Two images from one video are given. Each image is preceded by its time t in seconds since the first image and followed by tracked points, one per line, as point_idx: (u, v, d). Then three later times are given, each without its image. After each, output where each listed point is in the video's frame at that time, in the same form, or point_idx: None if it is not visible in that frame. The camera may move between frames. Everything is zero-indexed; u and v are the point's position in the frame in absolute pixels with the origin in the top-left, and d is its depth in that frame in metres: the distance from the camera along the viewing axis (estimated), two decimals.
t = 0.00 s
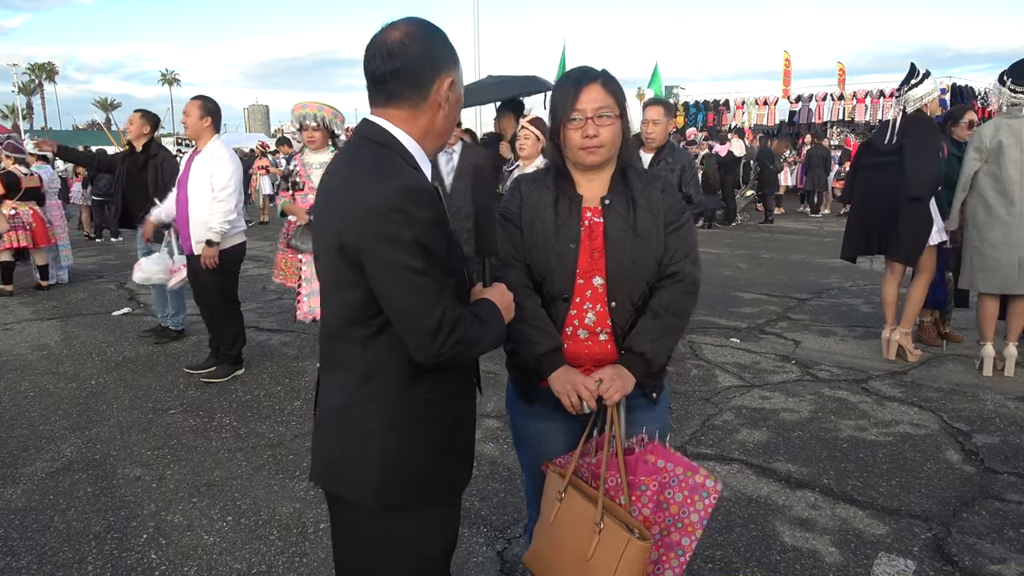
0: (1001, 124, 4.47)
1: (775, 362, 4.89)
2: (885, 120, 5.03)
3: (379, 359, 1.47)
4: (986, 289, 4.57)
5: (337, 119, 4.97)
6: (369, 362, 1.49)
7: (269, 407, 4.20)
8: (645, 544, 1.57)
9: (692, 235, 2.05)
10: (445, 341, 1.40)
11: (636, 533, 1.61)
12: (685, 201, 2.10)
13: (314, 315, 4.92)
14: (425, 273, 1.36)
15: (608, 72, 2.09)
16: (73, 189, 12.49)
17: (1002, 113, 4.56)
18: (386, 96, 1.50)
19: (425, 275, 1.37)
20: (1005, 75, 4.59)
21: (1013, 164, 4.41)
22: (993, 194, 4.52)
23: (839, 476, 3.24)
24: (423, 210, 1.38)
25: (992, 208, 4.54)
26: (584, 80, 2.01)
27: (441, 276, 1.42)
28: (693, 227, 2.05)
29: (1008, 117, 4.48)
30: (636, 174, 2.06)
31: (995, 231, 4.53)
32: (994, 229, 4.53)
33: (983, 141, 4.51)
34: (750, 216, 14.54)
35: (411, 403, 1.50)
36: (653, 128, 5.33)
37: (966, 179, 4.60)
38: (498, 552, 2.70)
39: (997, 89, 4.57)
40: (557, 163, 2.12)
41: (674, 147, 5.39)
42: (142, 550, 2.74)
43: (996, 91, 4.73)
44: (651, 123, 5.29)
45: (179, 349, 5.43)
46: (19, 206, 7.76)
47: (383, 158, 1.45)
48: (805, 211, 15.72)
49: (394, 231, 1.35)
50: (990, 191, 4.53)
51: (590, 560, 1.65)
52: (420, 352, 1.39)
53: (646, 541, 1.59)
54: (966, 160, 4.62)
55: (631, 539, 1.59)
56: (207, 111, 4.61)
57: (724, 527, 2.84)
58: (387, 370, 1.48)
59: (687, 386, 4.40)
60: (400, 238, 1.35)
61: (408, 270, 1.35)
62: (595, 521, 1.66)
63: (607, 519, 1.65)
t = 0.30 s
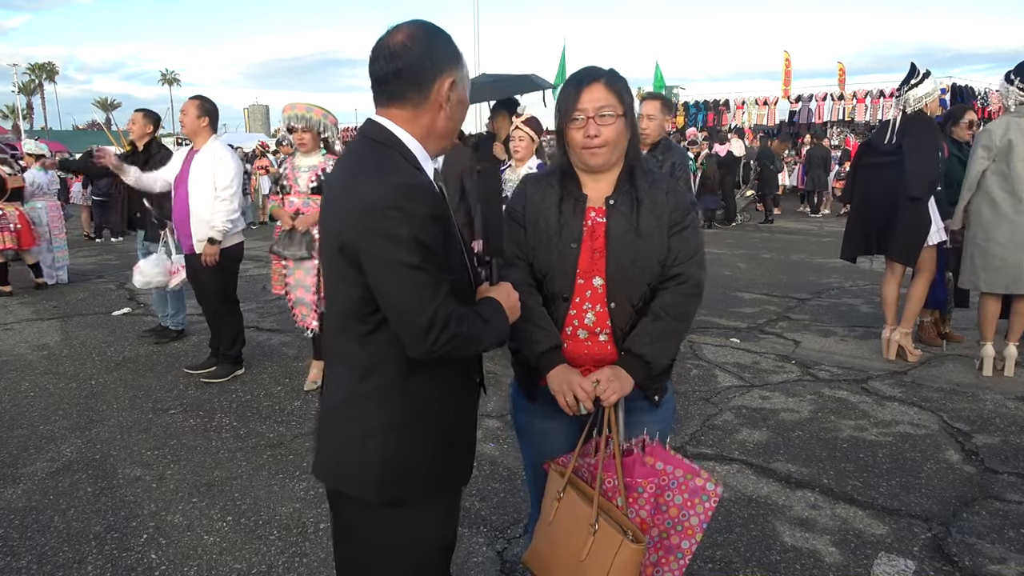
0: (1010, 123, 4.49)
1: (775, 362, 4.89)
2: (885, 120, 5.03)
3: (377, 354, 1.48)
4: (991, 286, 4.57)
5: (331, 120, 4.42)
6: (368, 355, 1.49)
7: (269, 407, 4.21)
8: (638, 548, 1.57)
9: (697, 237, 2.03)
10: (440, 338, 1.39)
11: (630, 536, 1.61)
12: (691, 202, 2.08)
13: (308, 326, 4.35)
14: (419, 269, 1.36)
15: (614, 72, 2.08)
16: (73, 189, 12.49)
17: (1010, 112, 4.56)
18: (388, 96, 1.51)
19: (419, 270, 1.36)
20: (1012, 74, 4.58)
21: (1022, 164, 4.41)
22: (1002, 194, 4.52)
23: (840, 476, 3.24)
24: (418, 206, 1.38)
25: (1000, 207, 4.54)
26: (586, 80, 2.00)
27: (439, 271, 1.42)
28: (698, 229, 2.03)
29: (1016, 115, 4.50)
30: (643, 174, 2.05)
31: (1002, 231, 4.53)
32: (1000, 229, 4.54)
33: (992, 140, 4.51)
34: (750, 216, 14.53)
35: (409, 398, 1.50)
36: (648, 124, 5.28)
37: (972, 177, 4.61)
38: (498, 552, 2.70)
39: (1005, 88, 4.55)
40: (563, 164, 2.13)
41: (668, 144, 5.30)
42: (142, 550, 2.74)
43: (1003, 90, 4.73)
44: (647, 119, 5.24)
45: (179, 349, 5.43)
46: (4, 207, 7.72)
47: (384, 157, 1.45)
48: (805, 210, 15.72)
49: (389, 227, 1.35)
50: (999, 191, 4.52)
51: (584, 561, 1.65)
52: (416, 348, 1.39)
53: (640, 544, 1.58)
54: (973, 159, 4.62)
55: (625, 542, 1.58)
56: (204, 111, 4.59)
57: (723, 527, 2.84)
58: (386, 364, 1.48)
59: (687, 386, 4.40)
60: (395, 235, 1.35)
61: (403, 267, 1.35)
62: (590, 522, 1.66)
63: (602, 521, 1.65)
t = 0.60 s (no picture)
0: (1017, 125, 4.50)
1: (775, 362, 4.89)
2: (885, 120, 5.03)
3: (374, 348, 1.48)
4: (995, 288, 4.58)
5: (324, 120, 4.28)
6: (367, 349, 1.49)
7: (269, 407, 4.21)
8: (636, 549, 1.57)
9: (705, 239, 2.01)
10: (427, 334, 1.38)
11: (629, 537, 1.61)
12: (699, 205, 2.06)
13: (274, 330, 4.31)
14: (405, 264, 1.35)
15: (626, 71, 2.06)
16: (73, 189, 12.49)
17: (1017, 113, 4.55)
18: (388, 97, 1.52)
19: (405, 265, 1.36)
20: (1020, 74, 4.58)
21: None
22: (1007, 196, 4.52)
23: (840, 476, 3.24)
24: (406, 202, 1.37)
25: (1006, 209, 4.54)
26: (592, 80, 2.01)
27: (431, 266, 1.41)
28: (705, 230, 2.01)
29: None
30: (651, 175, 2.05)
31: (1008, 232, 4.54)
32: (1007, 230, 4.55)
33: (1000, 142, 4.51)
34: (750, 216, 14.54)
35: (406, 392, 1.50)
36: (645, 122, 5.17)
37: (979, 179, 4.60)
38: (498, 552, 2.70)
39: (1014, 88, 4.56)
40: (575, 165, 2.14)
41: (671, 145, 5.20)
42: (142, 550, 2.74)
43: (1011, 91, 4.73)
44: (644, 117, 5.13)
45: (179, 349, 5.43)
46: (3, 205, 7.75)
47: (379, 153, 1.46)
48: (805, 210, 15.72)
49: (377, 223, 1.35)
50: (1005, 193, 4.53)
51: (582, 561, 1.65)
52: (404, 341, 1.38)
53: (639, 545, 1.59)
54: (979, 160, 4.61)
55: (623, 543, 1.58)
56: (195, 112, 4.60)
57: (723, 527, 2.84)
58: (383, 358, 1.48)
59: (687, 386, 4.40)
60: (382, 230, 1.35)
61: (390, 262, 1.35)
62: (588, 522, 1.66)
63: (600, 521, 1.65)
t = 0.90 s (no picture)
0: (1018, 124, 4.50)
1: (775, 362, 4.89)
2: (885, 121, 5.03)
3: (371, 345, 1.48)
4: (997, 289, 4.59)
5: (303, 123, 4.22)
6: (365, 346, 1.50)
7: (269, 407, 4.21)
8: (637, 548, 1.57)
9: (712, 241, 1.99)
10: (415, 332, 1.37)
11: (630, 537, 1.60)
12: (707, 206, 2.05)
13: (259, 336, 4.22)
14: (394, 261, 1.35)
15: (635, 70, 2.05)
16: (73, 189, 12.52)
17: (1019, 112, 4.56)
18: (393, 99, 1.54)
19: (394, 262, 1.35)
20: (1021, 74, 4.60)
21: None
22: (1009, 196, 4.53)
23: (840, 476, 3.24)
24: (398, 199, 1.38)
25: (1007, 209, 4.55)
26: (598, 80, 2.01)
27: (423, 263, 1.40)
28: (713, 231, 1.99)
29: None
30: (659, 175, 2.04)
31: (1009, 232, 4.55)
32: (1008, 230, 4.55)
33: (1002, 142, 4.51)
34: (750, 216, 14.54)
35: (402, 391, 1.50)
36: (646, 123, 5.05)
37: (982, 179, 4.61)
38: (498, 552, 2.70)
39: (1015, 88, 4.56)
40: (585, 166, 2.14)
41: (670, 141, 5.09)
42: (142, 550, 2.74)
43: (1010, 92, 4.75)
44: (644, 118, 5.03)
45: (179, 349, 5.43)
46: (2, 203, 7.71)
47: (379, 150, 1.48)
48: (804, 210, 15.73)
49: (369, 219, 1.36)
50: (1007, 192, 4.53)
51: (583, 561, 1.65)
52: (391, 337, 1.38)
53: (640, 545, 1.58)
54: (981, 160, 4.62)
55: (624, 543, 1.58)
56: (185, 114, 4.63)
57: (723, 527, 2.84)
58: (381, 356, 1.48)
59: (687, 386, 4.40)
60: (373, 227, 1.36)
61: (380, 258, 1.35)
62: (590, 522, 1.66)
63: (601, 521, 1.65)
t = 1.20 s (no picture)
0: (1015, 126, 4.49)
1: (775, 362, 4.90)
2: (886, 122, 5.03)
3: (367, 342, 1.49)
4: (996, 289, 4.59)
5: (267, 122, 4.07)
6: (364, 343, 1.51)
7: (269, 407, 4.21)
8: (641, 546, 1.57)
9: (719, 242, 1.98)
10: (402, 327, 1.37)
11: (633, 535, 1.60)
12: (715, 207, 2.03)
13: (224, 343, 4.10)
14: (383, 256, 1.35)
15: (641, 68, 2.04)
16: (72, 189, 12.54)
17: (1016, 113, 4.54)
18: (399, 102, 1.56)
19: (383, 257, 1.35)
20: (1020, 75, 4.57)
21: None
22: (1005, 197, 4.53)
23: (839, 476, 3.24)
24: (389, 196, 1.37)
25: (1003, 210, 4.56)
26: (602, 80, 2.02)
27: (418, 258, 1.40)
28: (720, 233, 1.98)
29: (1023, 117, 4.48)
30: (666, 177, 2.03)
31: (1006, 233, 4.55)
32: (1005, 231, 4.56)
33: (997, 144, 4.52)
34: (750, 216, 14.54)
35: (398, 388, 1.49)
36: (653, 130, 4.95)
37: (978, 180, 4.61)
38: (499, 551, 2.70)
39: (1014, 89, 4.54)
40: (593, 167, 2.15)
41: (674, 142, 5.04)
42: (142, 550, 2.74)
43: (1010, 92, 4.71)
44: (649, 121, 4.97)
45: (179, 349, 5.43)
46: None
47: (380, 149, 1.49)
48: (804, 210, 15.73)
49: (361, 214, 1.37)
50: (1002, 193, 4.54)
51: (586, 559, 1.65)
52: (379, 329, 1.39)
53: (643, 543, 1.58)
54: (977, 161, 4.62)
55: (627, 541, 1.58)
56: (174, 117, 4.64)
57: (724, 527, 2.84)
58: (378, 353, 1.49)
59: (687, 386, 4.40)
60: (364, 222, 1.37)
61: (370, 253, 1.36)
62: (593, 520, 1.66)
63: (605, 519, 1.65)
